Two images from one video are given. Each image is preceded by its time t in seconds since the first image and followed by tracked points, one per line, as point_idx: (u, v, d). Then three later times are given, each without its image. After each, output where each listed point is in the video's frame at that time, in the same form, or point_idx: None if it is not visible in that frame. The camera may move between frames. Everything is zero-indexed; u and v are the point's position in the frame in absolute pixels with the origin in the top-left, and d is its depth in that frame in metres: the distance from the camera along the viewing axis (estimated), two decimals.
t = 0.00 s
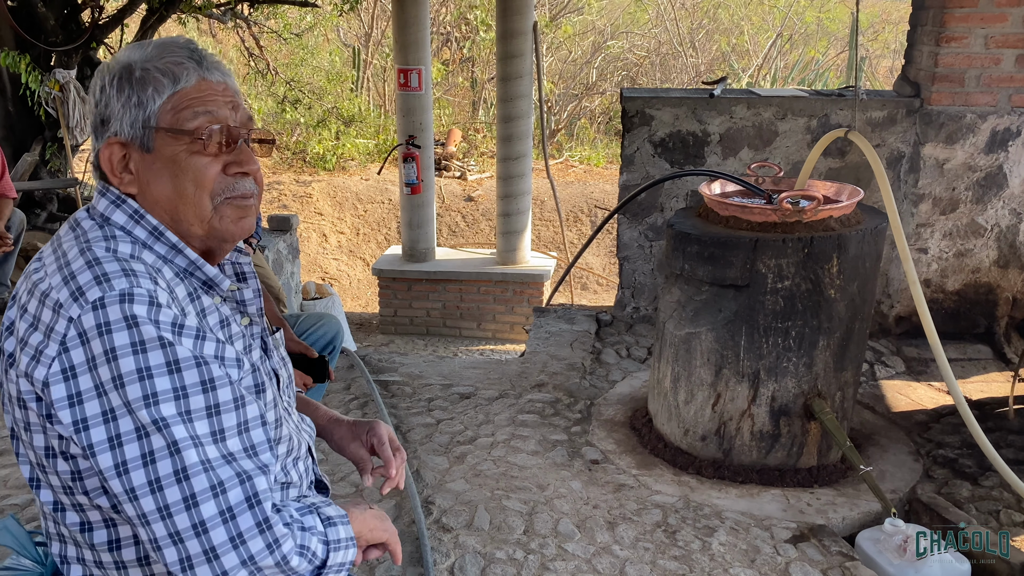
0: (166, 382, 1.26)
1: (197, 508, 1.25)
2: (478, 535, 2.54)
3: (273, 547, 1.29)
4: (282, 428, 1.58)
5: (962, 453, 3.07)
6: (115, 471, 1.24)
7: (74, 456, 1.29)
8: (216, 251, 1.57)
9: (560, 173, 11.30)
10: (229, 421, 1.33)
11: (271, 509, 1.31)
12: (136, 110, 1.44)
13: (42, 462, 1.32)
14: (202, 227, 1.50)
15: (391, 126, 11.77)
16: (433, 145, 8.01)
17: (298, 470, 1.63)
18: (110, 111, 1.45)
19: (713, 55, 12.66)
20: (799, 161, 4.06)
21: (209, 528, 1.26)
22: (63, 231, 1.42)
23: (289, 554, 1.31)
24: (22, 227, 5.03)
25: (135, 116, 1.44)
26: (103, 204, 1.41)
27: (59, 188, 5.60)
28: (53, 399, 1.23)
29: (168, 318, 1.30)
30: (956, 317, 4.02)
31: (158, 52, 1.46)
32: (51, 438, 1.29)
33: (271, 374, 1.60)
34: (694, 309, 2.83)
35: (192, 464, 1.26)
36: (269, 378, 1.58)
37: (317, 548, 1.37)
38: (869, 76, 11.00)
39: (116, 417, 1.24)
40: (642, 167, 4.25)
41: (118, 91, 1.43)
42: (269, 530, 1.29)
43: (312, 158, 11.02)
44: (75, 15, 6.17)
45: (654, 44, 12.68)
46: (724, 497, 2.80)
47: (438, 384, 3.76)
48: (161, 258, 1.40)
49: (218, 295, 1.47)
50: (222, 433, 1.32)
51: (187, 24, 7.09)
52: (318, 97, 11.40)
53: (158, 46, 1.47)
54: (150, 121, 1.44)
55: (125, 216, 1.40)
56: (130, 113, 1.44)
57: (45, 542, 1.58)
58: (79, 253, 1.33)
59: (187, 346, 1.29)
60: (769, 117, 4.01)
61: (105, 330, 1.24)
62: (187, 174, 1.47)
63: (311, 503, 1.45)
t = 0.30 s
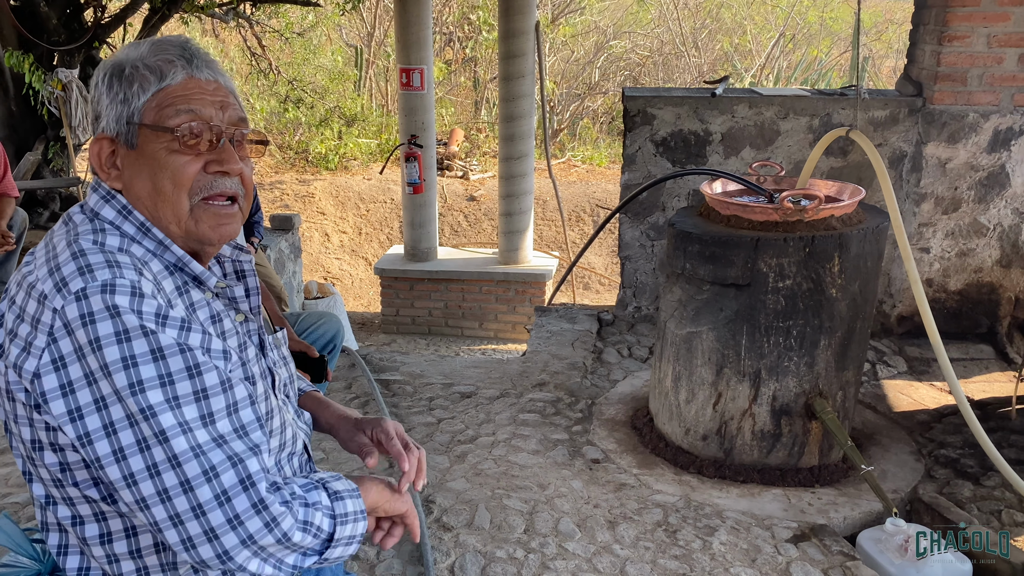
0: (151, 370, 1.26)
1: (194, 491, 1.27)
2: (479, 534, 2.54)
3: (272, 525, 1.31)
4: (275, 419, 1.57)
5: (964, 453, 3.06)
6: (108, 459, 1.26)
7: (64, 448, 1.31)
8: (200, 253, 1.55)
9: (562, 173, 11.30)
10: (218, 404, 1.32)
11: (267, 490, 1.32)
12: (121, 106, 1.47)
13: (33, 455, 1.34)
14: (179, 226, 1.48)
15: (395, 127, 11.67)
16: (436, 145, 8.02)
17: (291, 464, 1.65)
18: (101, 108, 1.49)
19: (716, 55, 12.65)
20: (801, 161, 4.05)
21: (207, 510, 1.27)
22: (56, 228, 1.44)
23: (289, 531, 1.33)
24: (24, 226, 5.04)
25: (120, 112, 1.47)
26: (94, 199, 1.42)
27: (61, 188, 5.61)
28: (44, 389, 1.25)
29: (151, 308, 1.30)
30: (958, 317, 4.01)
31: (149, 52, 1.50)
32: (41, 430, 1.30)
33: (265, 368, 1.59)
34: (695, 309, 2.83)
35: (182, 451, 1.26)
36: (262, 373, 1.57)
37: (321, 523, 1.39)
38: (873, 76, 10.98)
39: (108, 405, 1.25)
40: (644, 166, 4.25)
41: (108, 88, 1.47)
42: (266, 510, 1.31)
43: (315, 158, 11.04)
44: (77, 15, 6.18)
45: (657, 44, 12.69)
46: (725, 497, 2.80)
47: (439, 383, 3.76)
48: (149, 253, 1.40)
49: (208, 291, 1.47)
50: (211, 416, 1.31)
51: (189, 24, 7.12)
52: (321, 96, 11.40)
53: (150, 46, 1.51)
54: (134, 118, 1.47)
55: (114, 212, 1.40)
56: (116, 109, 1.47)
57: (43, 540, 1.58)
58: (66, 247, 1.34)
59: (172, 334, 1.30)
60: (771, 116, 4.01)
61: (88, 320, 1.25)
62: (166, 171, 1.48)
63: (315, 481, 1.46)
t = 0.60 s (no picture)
0: (166, 365, 1.28)
1: (214, 477, 1.31)
2: (480, 534, 2.53)
3: (287, 506, 1.38)
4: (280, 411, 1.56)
5: (968, 453, 3.05)
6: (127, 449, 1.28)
7: (69, 445, 1.30)
8: (200, 247, 1.55)
9: (565, 173, 11.30)
10: (232, 391, 1.34)
11: (283, 473, 1.38)
12: (118, 101, 1.47)
13: (34, 454, 1.33)
14: (177, 219, 1.48)
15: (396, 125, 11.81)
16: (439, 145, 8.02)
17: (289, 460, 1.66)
18: (97, 106, 1.49)
19: (719, 55, 12.64)
20: (804, 160, 4.05)
21: (227, 494, 1.32)
22: (56, 225, 1.43)
23: (302, 512, 1.40)
24: (27, 225, 5.05)
25: (116, 107, 1.47)
26: (95, 196, 1.41)
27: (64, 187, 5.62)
28: (53, 387, 1.25)
29: (158, 307, 1.30)
30: (962, 317, 3.99)
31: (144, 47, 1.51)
32: (46, 428, 1.30)
33: (268, 365, 1.60)
34: (697, 309, 2.82)
35: (201, 441, 1.30)
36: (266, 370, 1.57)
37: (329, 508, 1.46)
38: (878, 77, 10.94)
39: (121, 400, 1.26)
40: (647, 166, 4.24)
41: (104, 84, 1.48)
42: (282, 491, 1.37)
43: (318, 157, 11.06)
44: (81, 14, 6.20)
45: (661, 44, 12.70)
46: (727, 497, 2.79)
47: (442, 383, 3.76)
48: (153, 249, 1.40)
49: (210, 287, 1.47)
50: (226, 404, 1.33)
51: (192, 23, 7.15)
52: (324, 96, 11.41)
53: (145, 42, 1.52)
54: (130, 112, 1.47)
55: (115, 209, 1.40)
56: (113, 105, 1.47)
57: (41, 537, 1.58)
58: (70, 245, 1.33)
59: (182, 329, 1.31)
60: (774, 116, 4.00)
61: (98, 319, 1.25)
62: (162, 165, 1.47)
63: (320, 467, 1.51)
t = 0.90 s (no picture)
0: (159, 374, 1.27)
1: (194, 488, 1.31)
2: (482, 534, 2.53)
3: (264, 525, 1.37)
4: (279, 420, 1.54)
5: (972, 454, 3.03)
6: (119, 455, 1.28)
7: (65, 449, 1.30)
8: (223, 246, 1.57)
9: (569, 173, 11.30)
10: (227, 404, 1.33)
11: (265, 491, 1.37)
12: (167, 106, 1.39)
13: (31, 457, 1.33)
14: (222, 225, 1.50)
15: (400, 125, 11.83)
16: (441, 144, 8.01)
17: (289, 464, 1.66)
18: (132, 102, 1.37)
19: (724, 55, 12.63)
20: (808, 161, 4.03)
21: (205, 505, 1.32)
22: (56, 226, 1.43)
23: (280, 535, 1.38)
24: (31, 224, 5.06)
25: (166, 112, 1.39)
26: (96, 199, 1.40)
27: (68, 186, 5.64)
28: (44, 393, 1.24)
29: (154, 314, 1.29)
30: (967, 317, 3.97)
31: (184, 46, 1.42)
32: (42, 432, 1.29)
33: (269, 369, 1.59)
34: (701, 309, 2.81)
35: (187, 453, 1.30)
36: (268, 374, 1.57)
37: (311, 542, 1.46)
38: (882, 78, 10.92)
39: (104, 411, 1.25)
40: (650, 166, 4.23)
41: (147, 85, 1.37)
42: (260, 510, 1.36)
43: (322, 157, 11.08)
44: (85, 14, 6.22)
45: (665, 44, 12.70)
46: (730, 498, 2.78)
47: (444, 383, 3.76)
48: (153, 253, 1.40)
49: (210, 290, 1.47)
50: (220, 416, 1.33)
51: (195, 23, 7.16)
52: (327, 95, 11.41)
53: (181, 39, 1.43)
54: (182, 119, 1.40)
55: (115, 212, 1.39)
56: (162, 108, 1.39)
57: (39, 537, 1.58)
58: (69, 249, 1.33)
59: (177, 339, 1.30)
60: (778, 116, 3.99)
61: (93, 326, 1.24)
62: (215, 175, 1.46)
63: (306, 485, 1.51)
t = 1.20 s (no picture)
0: (160, 384, 1.27)
1: (194, 497, 1.31)
2: (485, 536, 2.53)
3: (264, 534, 1.36)
4: (280, 426, 1.54)
5: (977, 457, 3.02)
6: (120, 462, 1.28)
7: (66, 455, 1.30)
8: (231, 245, 1.58)
9: (572, 174, 11.29)
10: (228, 413, 1.33)
11: (266, 500, 1.37)
12: (180, 107, 1.39)
13: (32, 462, 1.33)
14: (241, 222, 1.52)
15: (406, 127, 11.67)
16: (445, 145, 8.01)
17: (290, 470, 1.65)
18: (144, 106, 1.36)
19: (728, 55, 12.62)
20: (812, 162, 4.02)
21: (205, 514, 1.32)
22: (57, 230, 1.42)
23: (279, 543, 1.38)
24: (35, 224, 5.08)
25: (179, 113, 1.39)
26: (96, 204, 1.39)
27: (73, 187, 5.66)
28: (45, 400, 1.24)
29: (156, 323, 1.29)
30: (972, 319, 3.96)
31: (181, 46, 1.42)
32: (43, 439, 1.30)
33: (270, 374, 1.59)
34: (704, 310, 2.80)
35: (187, 462, 1.30)
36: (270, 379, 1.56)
37: (311, 550, 1.45)
38: (887, 78, 10.89)
39: (105, 420, 1.25)
40: (654, 167, 4.23)
41: (156, 87, 1.37)
42: (260, 519, 1.36)
43: (325, 158, 11.09)
44: (89, 14, 6.25)
45: (669, 44, 12.69)
46: (733, 500, 2.77)
47: (447, 384, 3.75)
48: (155, 259, 1.39)
49: (211, 296, 1.47)
50: (221, 425, 1.32)
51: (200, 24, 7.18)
52: (331, 96, 11.42)
53: (175, 39, 1.42)
54: (194, 119, 1.41)
55: (117, 217, 1.39)
56: (176, 110, 1.39)
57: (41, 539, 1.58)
58: (70, 255, 1.33)
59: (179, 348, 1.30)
60: (782, 117, 3.98)
61: (94, 335, 1.24)
62: (229, 171, 1.47)
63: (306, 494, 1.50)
